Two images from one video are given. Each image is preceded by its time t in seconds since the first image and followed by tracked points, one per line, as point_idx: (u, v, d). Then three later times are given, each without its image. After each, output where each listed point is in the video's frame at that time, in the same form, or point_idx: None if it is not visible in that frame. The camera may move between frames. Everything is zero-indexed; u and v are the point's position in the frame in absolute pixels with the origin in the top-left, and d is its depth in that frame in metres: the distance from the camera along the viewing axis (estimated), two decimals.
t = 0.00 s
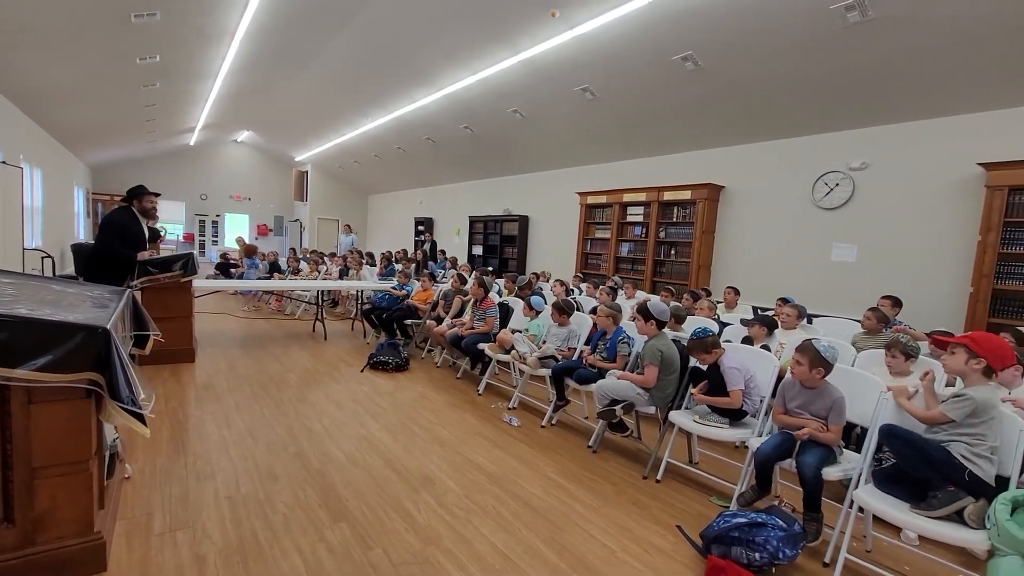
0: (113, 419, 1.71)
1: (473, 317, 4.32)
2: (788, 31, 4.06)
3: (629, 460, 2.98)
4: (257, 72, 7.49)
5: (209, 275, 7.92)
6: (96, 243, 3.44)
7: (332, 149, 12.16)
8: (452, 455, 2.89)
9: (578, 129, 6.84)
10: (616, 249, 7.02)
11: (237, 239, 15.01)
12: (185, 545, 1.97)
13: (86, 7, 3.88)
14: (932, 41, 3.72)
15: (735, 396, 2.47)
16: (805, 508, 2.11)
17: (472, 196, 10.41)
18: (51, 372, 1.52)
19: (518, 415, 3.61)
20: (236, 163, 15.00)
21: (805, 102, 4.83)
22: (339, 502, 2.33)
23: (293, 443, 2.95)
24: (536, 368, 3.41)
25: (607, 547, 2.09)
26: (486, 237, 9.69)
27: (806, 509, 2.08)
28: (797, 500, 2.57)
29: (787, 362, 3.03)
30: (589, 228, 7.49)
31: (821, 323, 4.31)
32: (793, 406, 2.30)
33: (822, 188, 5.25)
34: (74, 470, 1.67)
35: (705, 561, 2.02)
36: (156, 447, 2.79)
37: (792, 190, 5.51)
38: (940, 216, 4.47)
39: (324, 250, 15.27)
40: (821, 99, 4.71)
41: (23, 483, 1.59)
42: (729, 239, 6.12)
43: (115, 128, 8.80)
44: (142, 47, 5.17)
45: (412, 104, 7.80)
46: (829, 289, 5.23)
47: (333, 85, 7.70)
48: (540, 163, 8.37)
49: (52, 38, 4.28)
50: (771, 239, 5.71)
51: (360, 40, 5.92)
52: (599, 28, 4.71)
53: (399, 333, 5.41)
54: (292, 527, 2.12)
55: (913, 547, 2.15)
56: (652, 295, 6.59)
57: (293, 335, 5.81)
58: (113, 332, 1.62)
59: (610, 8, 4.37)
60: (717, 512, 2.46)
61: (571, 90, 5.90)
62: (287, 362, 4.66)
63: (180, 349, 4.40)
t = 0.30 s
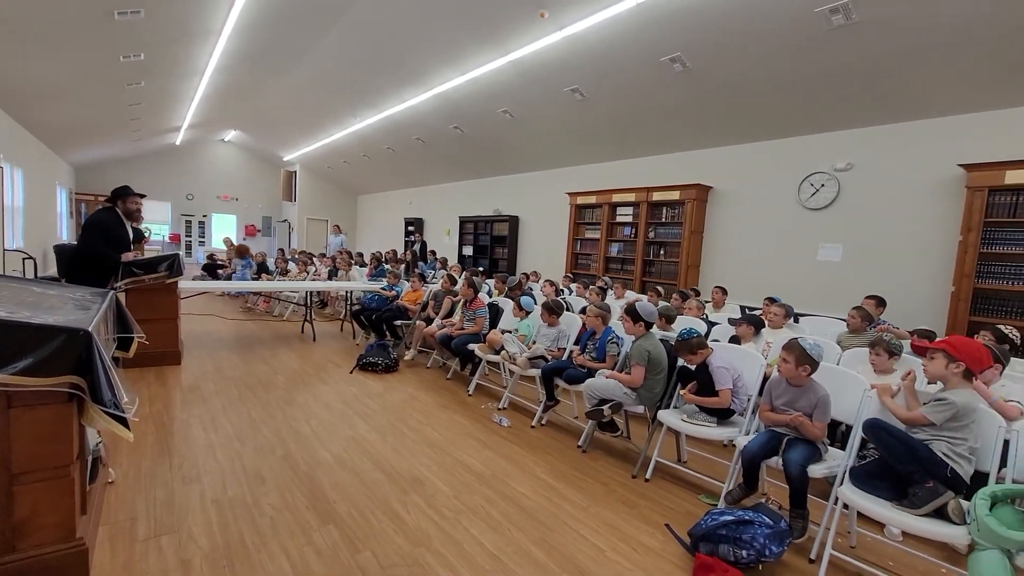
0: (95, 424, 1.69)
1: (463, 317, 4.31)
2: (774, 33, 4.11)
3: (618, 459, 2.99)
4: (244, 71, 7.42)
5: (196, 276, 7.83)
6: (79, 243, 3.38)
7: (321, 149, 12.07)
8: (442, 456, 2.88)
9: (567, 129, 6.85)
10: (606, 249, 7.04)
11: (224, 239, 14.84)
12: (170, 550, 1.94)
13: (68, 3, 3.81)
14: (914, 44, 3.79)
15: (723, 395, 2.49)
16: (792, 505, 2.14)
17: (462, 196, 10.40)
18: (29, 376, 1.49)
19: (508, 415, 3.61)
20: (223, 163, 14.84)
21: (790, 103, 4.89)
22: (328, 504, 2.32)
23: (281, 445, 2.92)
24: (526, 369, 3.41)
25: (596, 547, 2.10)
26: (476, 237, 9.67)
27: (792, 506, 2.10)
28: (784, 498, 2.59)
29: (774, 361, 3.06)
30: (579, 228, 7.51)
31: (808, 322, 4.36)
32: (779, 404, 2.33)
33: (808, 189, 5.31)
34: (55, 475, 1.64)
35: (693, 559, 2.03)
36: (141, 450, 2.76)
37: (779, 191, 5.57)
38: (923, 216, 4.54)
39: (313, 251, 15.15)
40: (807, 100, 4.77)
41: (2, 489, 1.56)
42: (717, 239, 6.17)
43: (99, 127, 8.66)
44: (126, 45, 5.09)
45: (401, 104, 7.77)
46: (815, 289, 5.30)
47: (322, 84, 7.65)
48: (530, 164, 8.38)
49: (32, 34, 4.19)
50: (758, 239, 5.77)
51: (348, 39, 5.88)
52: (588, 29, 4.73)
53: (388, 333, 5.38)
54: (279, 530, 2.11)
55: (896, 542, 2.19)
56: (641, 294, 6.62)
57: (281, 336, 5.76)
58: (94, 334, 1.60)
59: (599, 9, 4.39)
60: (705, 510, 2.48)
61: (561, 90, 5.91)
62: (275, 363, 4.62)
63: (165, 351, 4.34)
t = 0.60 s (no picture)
0: (75, 428, 1.66)
1: (452, 318, 4.30)
2: (760, 35, 4.16)
3: (608, 458, 3.01)
4: (231, 70, 7.35)
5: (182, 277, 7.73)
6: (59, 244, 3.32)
7: (310, 149, 11.98)
8: (431, 457, 2.88)
9: (557, 129, 6.87)
10: (595, 249, 7.06)
11: (211, 240, 14.68)
12: (155, 554, 1.92)
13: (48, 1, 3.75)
14: (897, 46, 3.85)
15: (710, 394, 2.51)
16: (778, 501, 2.16)
17: (452, 196, 10.37)
18: (8, 380, 1.46)
19: (498, 415, 3.61)
20: (210, 163, 14.67)
21: (777, 104, 4.95)
22: (315, 507, 2.30)
23: (269, 448, 2.89)
24: (515, 369, 3.41)
25: (584, 545, 2.11)
26: (466, 237, 9.65)
27: (778, 502, 2.13)
28: (771, 494, 2.62)
29: (761, 360, 3.09)
30: (569, 228, 7.53)
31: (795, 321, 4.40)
32: (765, 401, 2.35)
33: (794, 189, 5.37)
34: (35, 481, 1.61)
35: (681, 557, 2.05)
36: (125, 454, 2.72)
37: (766, 191, 5.63)
38: (906, 216, 4.62)
39: (302, 251, 15.03)
40: (793, 101, 4.83)
41: None
42: (705, 239, 6.22)
43: (82, 126, 8.53)
44: (109, 43, 5.02)
45: (390, 104, 7.73)
46: (801, 288, 5.36)
47: (310, 84, 7.59)
48: (520, 164, 8.39)
49: (12, 32, 4.12)
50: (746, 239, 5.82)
51: (336, 39, 5.84)
52: (576, 30, 4.75)
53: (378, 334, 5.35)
54: (266, 533, 2.09)
55: (879, 537, 2.22)
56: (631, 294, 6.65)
57: (269, 338, 5.71)
58: (74, 337, 1.57)
59: (587, 10, 4.41)
60: (693, 507, 2.49)
61: (550, 91, 5.93)
62: (263, 365, 4.57)
63: (151, 354, 4.28)
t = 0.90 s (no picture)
0: (52, 433, 1.62)
1: (440, 318, 4.28)
2: (745, 36, 4.20)
3: (595, 457, 3.02)
4: (214, 68, 7.25)
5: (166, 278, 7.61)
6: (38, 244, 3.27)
7: (296, 148, 11.87)
8: (419, 458, 2.86)
9: (545, 129, 6.88)
10: (583, 249, 7.08)
11: (196, 240, 14.47)
12: (136, 560, 1.89)
13: None
14: (878, 49, 3.91)
15: (696, 391, 2.53)
16: (762, 497, 2.18)
17: (440, 196, 10.34)
18: None
19: (486, 416, 3.61)
20: (194, 162, 14.46)
21: (762, 105, 5.00)
22: (301, 510, 2.28)
23: (254, 450, 2.86)
24: (503, 369, 3.41)
25: (572, 544, 2.11)
26: (454, 237, 9.61)
27: (763, 498, 2.15)
28: (755, 490, 2.65)
29: (746, 358, 3.12)
30: (557, 228, 7.54)
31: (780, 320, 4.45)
32: (751, 398, 2.37)
33: (779, 189, 5.44)
34: (10, 487, 1.57)
35: (667, 554, 2.06)
36: (105, 459, 2.66)
37: (751, 191, 5.69)
38: (887, 215, 4.70)
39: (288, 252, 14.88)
40: (777, 103, 4.89)
41: None
42: (692, 239, 6.27)
43: (62, 125, 8.36)
44: (89, 40, 4.93)
45: (377, 103, 7.68)
46: (786, 286, 5.42)
47: (295, 83, 7.52)
48: (508, 164, 8.38)
49: None
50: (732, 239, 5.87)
51: (321, 37, 5.80)
52: (563, 30, 4.76)
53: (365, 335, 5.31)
54: (250, 536, 2.06)
55: (861, 531, 2.25)
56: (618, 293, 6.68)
57: (255, 339, 5.64)
58: (50, 339, 1.54)
59: (574, 10, 4.42)
60: (679, 505, 2.51)
61: (537, 91, 5.94)
62: (248, 367, 4.52)
63: (133, 356, 4.21)
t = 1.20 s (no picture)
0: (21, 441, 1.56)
1: (425, 319, 4.26)
2: (727, 38, 4.24)
3: (581, 457, 3.02)
4: (193, 66, 7.13)
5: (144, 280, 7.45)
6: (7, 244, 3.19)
7: (279, 148, 11.72)
8: (403, 460, 2.84)
9: (529, 130, 6.89)
10: (569, 249, 7.10)
11: (176, 241, 14.21)
12: (111, 569, 1.84)
13: None
14: (855, 52, 3.99)
15: (678, 389, 2.55)
16: (744, 494, 2.21)
17: (426, 197, 10.29)
18: None
19: (472, 416, 3.60)
20: (174, 162, 14.20)
21: (744, 107, 5.06)
22: (283, 514, 2.25)
23: (235, 455, 2.82)
24: (488, 369, 3.41)
25: (557, 544, 2.12)
26: (440, 238, 9.56)
27: (745, 495, 2.18)
28: (738, 487, 2.68)
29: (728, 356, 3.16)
30: (543, 228, 7.55)
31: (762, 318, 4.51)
32: (733, 396, 2.40)
33: (760, 189, 5.52)
34: None
35: (651, 552, 2.08)
36: (80, 466, 2.60)
37: (734, 191, 5.76)
38: (865, 215, 4.79)
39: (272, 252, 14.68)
40: (759, 104, 4.96)
41: None
42: (676, 239, 6.32)
43: (35, 123, 8.15)
44: (62, 36, 4.81)
45: (361, 102, 7.61)
46: (768, 285, 5.50)
47: (277, 82, 7.42)
48: (493, 164, 8.37)
49: None
50: (716, 239, 5.94)
51: (303, 36, 5.73)
52: (547, 31, 4.77)
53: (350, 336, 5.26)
54: (230, 542, 2.03)
55: (840, 526, 2.29)
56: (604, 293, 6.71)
57: (237, 342, 5.56)
58: (18, 344, 1.50)
59: (557, 11, 4.43)
60: (663, 502, 2.54)
61: (522, 91, 5.94)
62: (230, 370, 4.45)
63: (109, 360, 4.11)
